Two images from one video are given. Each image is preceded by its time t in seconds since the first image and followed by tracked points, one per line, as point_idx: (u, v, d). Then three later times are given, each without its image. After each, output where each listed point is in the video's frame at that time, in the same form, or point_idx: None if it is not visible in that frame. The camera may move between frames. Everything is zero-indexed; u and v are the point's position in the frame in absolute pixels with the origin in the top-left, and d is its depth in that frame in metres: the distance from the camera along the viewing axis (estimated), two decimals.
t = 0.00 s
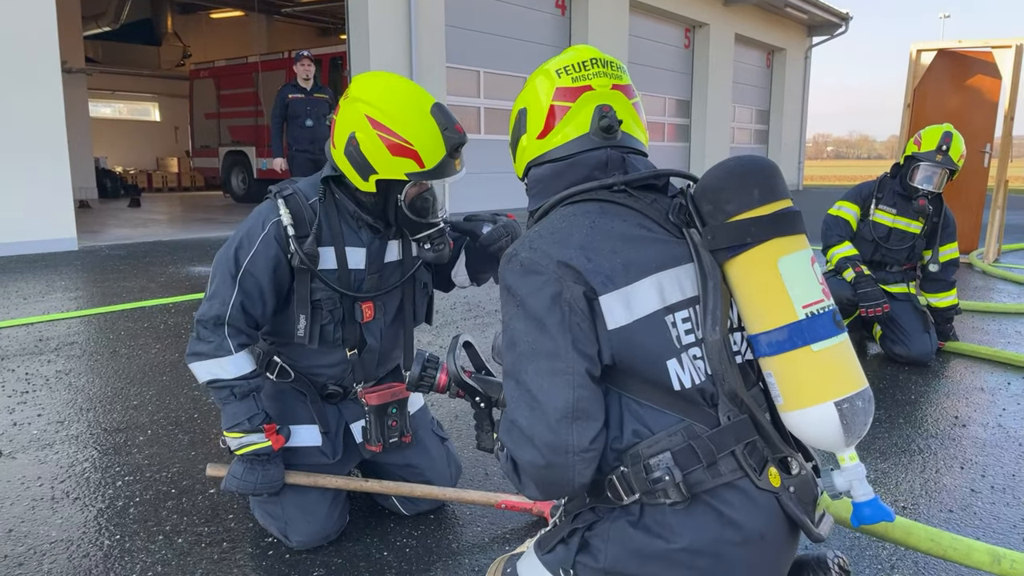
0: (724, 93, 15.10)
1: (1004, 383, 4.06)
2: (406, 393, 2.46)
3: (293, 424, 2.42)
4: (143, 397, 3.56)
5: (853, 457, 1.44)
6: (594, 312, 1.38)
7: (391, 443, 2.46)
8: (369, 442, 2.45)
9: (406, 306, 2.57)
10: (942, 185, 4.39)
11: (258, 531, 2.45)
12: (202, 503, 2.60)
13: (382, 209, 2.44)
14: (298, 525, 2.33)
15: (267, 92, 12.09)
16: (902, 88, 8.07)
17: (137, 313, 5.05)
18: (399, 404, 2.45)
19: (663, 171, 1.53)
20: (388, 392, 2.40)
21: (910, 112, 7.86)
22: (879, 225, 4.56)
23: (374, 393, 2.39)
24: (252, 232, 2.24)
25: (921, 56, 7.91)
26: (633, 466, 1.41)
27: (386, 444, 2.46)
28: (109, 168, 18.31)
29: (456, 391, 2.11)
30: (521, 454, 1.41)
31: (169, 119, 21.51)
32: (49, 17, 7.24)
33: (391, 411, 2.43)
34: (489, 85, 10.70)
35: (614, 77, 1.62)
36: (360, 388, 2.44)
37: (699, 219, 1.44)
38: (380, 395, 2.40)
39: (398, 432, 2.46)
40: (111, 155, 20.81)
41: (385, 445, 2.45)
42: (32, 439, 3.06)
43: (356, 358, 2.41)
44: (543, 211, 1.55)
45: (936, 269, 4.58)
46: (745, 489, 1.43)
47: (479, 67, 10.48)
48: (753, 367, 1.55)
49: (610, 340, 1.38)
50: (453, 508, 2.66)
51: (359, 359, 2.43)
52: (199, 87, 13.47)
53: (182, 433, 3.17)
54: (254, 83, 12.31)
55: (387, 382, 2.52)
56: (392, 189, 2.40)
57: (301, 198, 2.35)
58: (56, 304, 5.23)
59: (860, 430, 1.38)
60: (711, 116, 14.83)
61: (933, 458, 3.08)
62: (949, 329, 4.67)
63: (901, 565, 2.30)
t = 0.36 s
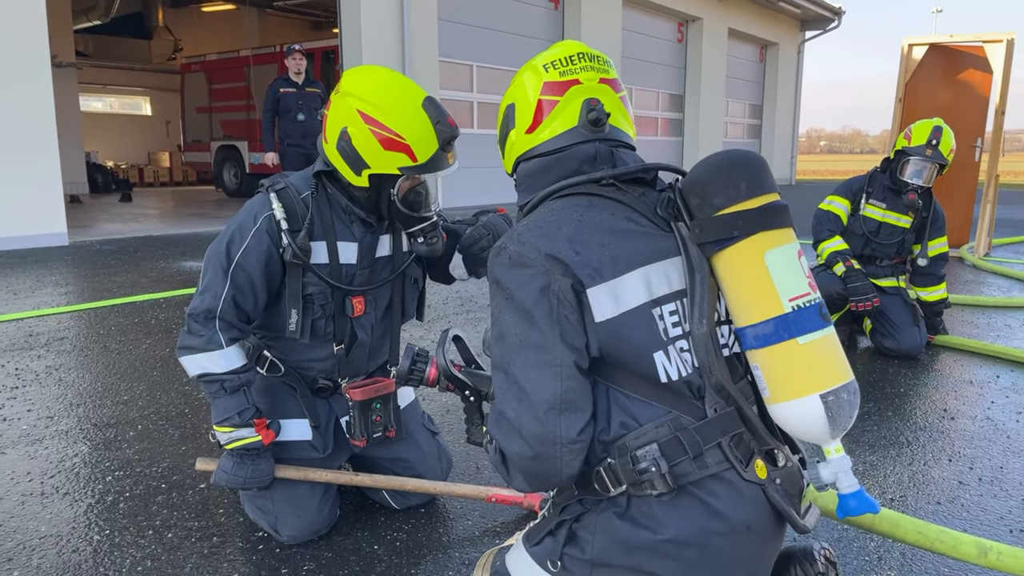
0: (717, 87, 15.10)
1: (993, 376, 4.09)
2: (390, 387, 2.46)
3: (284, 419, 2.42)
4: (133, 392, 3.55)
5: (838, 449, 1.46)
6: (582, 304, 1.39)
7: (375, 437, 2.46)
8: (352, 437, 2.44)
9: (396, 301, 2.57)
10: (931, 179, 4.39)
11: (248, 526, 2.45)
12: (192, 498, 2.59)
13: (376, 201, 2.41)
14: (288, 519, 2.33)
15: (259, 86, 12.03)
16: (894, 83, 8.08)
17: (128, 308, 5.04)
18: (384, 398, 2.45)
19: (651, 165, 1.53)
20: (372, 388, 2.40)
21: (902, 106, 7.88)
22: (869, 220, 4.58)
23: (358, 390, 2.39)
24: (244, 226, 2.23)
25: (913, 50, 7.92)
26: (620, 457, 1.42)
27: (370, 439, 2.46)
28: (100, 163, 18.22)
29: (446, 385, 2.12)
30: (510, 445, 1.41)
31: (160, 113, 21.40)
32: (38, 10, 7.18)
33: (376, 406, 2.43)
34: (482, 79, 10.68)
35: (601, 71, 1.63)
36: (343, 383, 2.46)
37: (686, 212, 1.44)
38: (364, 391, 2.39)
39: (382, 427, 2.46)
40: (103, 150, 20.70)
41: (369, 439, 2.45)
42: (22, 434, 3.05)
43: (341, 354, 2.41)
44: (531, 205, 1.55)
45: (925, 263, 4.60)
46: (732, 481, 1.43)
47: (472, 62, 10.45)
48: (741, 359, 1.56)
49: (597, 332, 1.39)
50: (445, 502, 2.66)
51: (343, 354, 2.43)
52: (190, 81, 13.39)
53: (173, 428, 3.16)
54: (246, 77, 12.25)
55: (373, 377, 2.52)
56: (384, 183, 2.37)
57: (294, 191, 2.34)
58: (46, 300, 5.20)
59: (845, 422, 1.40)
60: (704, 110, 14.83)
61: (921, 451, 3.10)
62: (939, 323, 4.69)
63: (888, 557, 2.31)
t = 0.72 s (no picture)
0: (711, 82, 15.10)
1: (985, 369, 4.11)
2: (387, 383, 2.48)
3: (277, 414, 2.42)
4: (126, 387, 3.54)
5: (829, 440, 1.46)
6: (573, 297, 1.39)
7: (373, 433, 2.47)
8: (351, 432, 2.46)
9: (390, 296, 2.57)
10: (924, 174, 4.39)
11: (241, 521, 2.45)
12: (185, 493, 2.59)
13: (368, 196, 2.41)
14: (282, 514, 2.33)
15: (251, 80, 11.98)
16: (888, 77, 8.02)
17: (121, 304, 5.02)
18: (382, 394, 2.47)
19: (642, 159, 1.53)
20: (370, 383, 2.42)
21: (898, 100, 7.84)
22: (862, 214, 4.60)
23: (356, 384, 2.41)
24: (236, 221, 2.22)
25: (907, 44, 7.91)
26: (611, 450, 1.42)
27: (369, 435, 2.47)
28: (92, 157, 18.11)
29: (439, 380, 2.11)
30: (500, 438, 1.41)
31: (152, 107, 21.30)
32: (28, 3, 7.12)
33: (374, 401, 2.45)
34: (476, 73, 10.65)
35: (592, 68, 1.63)
36: (340, 379, 2.45)
37: (677, 206, 1.45)
38: (362, 386, 2.41)
39: (381, 422, 2.47)
40: (96, 145, 20.60)
41: (368, 434, 2.47)
42: (14, 430, 3.04)
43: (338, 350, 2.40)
44: (523, 200, 1.54)
45: (918, 257, 4.61)
46: (723, 472, 1.44)
47: (466, 56, 10.42)
48: (733, 352, 1.56)
49: (589, 324, 1.39)
50: (439, 496, 2.67)
51: (341, 350, 2.42)
52: (182, 75, 13.32)
53: (166, 423, 3.16)
54: (238, 71, 12.19)
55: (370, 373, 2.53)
56: (376, 177, 2.37)
57: (286, 187, 2.33)
58: (38, 295, 5.18)
59: (835, 413, 1.40)
60: (698, 105, 14.83)
61: (913, 444, 3.12)
62: (931, 317, 4.71)
63: (880, 549, 2.33)
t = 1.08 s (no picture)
0: (706, 76, 15.10)
1: (978, 363, 4.13)
2: (383, 381, 2.47)
3: (273, 409, 2.41)
4: (119, 382, 3.53)
5: (824, 434, 1.47)
6: (569, 292, 1.39)
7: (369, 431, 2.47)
8: (347, 431, 2.44)
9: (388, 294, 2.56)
10: (918, 168, 4.42)
11: (236, 515, 2.44)
12: (180, 488, 2.58)
13: (365, 193, 2.40)
14: (277, 509, 2.32)
15: (244, 74, 11.91)
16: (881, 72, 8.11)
17: (114, 298, 5.00)
18: (378, 392, 2.46)
19: (639, 152, 1.53)
20: (366, 381, 2.41)
21: (889, 94, 7.92)
22: (856, 208, 4.60)
23: (352, 383, 2.39)
24: (233, 218, 2.21)
25: (900, 39, 7.97)
26: (607, 443, 1.42)
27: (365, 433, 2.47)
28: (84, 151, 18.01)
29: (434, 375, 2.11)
30: (495, 433, 1.41)
31: (145, 101, 21.19)
32: None
33: (370, 400, 2.44)
34: (470, 66, 10.61)
35: (590, 60, 1.62)
36: (337, 377, 2.44)
37: (674, 199, 1.45)
38: (357, 385, 2.40)
39: (376, 420, 2.47)
40: (87, 139, 20.47)
41: (363, 432, 2.45)
42: (7, 425, 3.03)
43: (335, 348, 2.39)
44: (518, 193, 1.54)
45: (912, 251, 4.64)
46: (719, 466, 1.44)
47: (460, 49, 10.39)
48: (729, 346, 1.56)
49: (585, 318, 1.39)
50: (435, 491, 2.66)
51: (338, 348, 2.41)
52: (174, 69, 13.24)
53: (160, 418, 3.14)
54: (231, 64, 12.13)
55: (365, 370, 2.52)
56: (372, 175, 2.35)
57: (284, 183, 2.32)
58: (31, 289, 5.15)
59: (831, 407, 1.40)
60: (693, 99, 14.83)
61: (907, 437, 3.13)
62: (924, 310, 4.73)
63: (874, 542, 2.34)
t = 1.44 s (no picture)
0: (700, 70, 15.09)
1: (972, 357, 4.15)
2: (386, 381, 2.44)
3: (272, 405, 2.41)
4: (114, 378, 3.52)
5: (821, 429, 1.48)
6: (568, 289, 1.39)
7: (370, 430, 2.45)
8: (347, 429, 2.44)
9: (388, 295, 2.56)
10: (913, 162, 4.42)
11: (234, 511, 2.44)
12: (176, 485, 2.58)
13: (369, 192, 2.41)
14: (275, 505, 2.32)
15: (237, 68, 11.85)
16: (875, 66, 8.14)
17: (108, 294, 4.98)
18: (380, 392, 2.43)
19: (635, 149, 1.53)
20: (368, 381, 2.39)
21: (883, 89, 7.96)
22: (852, 203, 4.61)
23: (354, 383, 2.38)
24: (236, 216, 2.19)
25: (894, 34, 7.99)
26: (606, 440, 1.43)
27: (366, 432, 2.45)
28: (76, 146, 17.91)
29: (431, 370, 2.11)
30: (494, 431, 1.41)
31: (137, 96, 21.07)
32: None
33: (372, 400, 2.41)
34: (464, 61, 10.58)
35: (584, 56, 1.62)
36: (339, 376, 2.44)
37: (671, 196, 1.45)
38: (359, 385, 2.38)
39: (377, 420, 2.45)
40: (79, 133, 20.35)
41: (364, 432, 2.44)
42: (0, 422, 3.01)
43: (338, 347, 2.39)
44: (514, 190, 1.54)
45: (907, 246, 4.64)
46: (716, 462, 1.44)
47: (454, 44, 10.35)
48: (726, 341, 1.56)
49: (583, 316, 1.39)
50: (432, 486, 2.67)
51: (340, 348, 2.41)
52: (167, 63, 13.16)
53: (155, 414, 3.14)
54: (224, 59, 12.07)
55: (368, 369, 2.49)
56: (377, 175, 2.36)
57: (288, 182, 2.30)
58: (24, 285, 5.13)
59: (828, 402, 1.41)
60: (687, 93, 14.82)
61: (901, 431, 3.15)
62: (918, 304, 4.74)
63: (869, 535, 2.35)
